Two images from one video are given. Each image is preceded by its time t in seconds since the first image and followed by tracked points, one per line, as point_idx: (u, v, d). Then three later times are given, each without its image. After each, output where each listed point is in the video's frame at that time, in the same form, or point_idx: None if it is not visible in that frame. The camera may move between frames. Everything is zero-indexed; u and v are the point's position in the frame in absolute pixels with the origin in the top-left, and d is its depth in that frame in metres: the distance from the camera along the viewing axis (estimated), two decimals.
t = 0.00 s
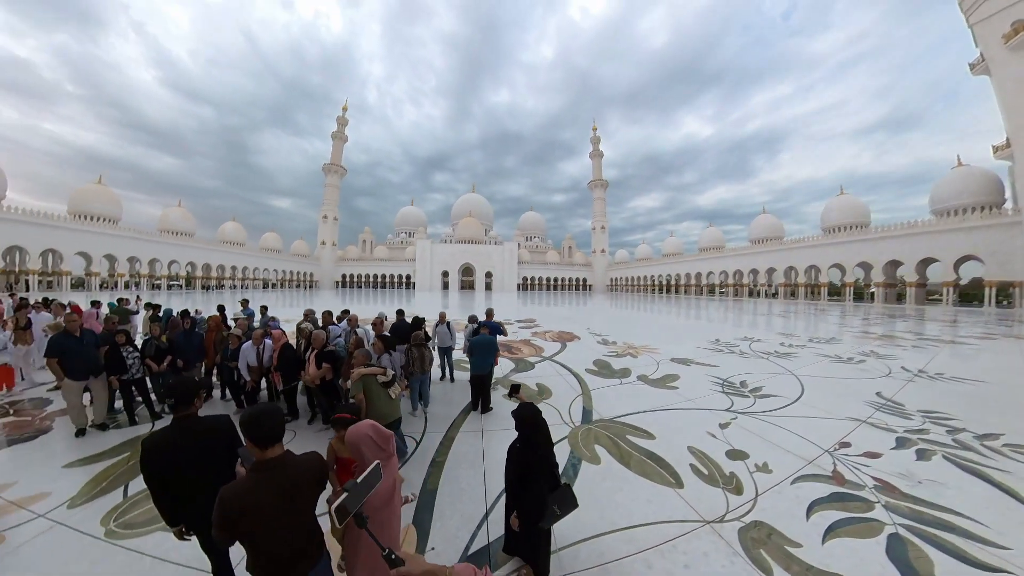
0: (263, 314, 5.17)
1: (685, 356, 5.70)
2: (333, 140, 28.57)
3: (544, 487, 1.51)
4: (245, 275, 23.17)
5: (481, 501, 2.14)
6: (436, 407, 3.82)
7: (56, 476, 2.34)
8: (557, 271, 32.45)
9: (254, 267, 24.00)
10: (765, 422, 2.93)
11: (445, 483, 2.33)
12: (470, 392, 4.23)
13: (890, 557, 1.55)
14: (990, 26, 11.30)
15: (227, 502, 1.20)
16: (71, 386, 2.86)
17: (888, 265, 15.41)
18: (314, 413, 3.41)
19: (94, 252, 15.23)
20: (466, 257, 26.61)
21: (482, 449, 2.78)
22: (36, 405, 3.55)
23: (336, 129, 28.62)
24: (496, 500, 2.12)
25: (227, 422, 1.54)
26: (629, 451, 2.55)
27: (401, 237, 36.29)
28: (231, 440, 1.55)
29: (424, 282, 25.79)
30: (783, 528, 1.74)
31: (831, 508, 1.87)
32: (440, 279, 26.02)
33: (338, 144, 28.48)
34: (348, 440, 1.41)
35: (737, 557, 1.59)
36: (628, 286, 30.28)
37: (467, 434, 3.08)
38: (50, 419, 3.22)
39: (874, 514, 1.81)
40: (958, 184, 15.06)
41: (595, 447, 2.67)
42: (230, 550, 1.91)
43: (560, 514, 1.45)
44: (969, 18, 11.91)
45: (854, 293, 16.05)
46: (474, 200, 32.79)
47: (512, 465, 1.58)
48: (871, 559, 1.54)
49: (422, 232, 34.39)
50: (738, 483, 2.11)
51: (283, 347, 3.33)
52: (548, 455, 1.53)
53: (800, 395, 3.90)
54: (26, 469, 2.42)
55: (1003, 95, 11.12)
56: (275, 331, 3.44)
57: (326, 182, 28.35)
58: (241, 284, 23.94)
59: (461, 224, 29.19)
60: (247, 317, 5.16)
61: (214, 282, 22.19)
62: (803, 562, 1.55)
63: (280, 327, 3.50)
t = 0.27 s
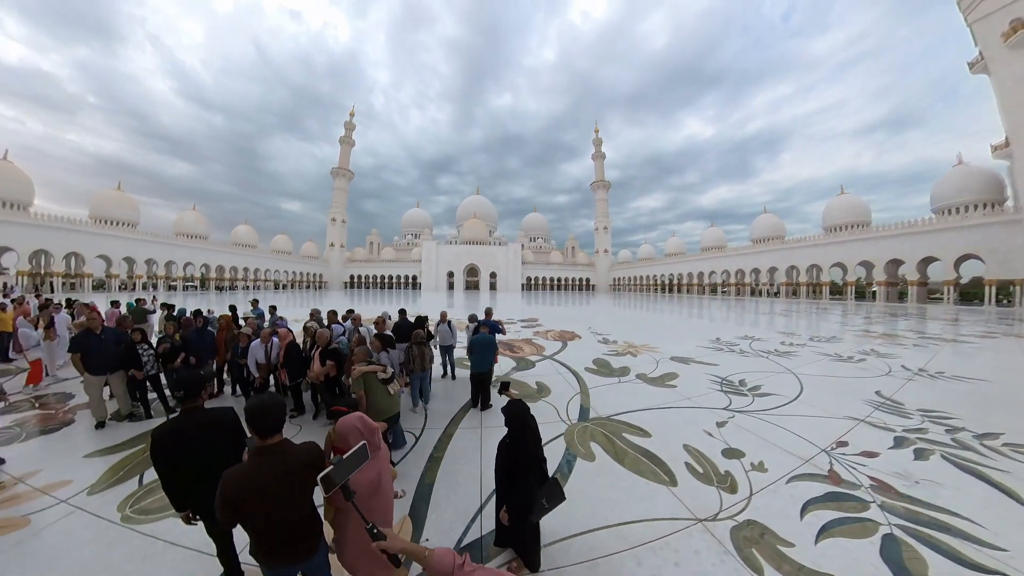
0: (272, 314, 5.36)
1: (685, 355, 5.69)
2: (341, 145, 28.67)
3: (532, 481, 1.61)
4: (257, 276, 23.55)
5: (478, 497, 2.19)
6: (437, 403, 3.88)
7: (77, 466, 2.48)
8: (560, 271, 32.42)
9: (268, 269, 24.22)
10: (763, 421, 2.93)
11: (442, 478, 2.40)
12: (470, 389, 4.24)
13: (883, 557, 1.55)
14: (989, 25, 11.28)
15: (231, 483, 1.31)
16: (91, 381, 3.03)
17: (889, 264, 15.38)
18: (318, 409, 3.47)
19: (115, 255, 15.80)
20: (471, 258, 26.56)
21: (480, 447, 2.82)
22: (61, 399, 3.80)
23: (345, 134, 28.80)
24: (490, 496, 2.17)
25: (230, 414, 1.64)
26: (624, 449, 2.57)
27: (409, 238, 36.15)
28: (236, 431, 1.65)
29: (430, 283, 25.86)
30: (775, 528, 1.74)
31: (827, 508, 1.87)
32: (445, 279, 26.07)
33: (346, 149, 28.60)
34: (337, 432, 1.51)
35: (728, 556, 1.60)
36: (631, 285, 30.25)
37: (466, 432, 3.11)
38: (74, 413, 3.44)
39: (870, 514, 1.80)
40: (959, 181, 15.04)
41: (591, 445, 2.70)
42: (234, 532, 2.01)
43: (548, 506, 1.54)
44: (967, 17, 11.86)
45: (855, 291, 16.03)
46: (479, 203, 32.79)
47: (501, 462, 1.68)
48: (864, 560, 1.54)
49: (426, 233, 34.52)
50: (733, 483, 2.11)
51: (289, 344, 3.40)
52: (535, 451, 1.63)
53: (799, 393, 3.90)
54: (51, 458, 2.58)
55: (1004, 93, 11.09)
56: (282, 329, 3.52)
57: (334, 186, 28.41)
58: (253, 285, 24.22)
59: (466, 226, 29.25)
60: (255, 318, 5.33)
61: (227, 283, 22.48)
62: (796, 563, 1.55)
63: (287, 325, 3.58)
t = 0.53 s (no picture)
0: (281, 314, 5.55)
1: (685, 354, 5.66)
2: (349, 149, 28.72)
3: (521, 476, 1.63)
4: (269, 277, 23.61)
5: (472, 491, 2.27)
6: (439, 400, 3.96)
7: (97, 456, 2.65)
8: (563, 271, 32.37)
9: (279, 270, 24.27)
10: (760, 420, 2.91)
11: (439, 471, 2.50)
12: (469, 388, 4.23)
13: (876, 559, 1.52)
14: (987, 24, 11.22)
15: (233, 472, 1.38)
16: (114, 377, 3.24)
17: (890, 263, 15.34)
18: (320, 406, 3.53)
19: (134, 257, 16.16)
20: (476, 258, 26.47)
21: (476, 446, 2.83)
22: (83, 394, 3.97)
23: (351, 138, 28.97)
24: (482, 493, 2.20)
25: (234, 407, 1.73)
26: (619, 446, 2.55)
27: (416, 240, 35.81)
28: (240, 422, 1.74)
29: (435, 283, 25.91)
30: (767, 527, 1.72)
31: (821, 508, 1.84)
32: (449, 279, 26.01)
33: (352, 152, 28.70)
34: (326, 425, 1.54)
35: (718, 555, 1.59)
36: (634, 285, 30.18)
37: (464, 429, 3.18)
38: (95, 407, 3.63)
39: (863, 514, 1.78)
40: (959, 181, 15.03)
41: (585, 443, 2.67)
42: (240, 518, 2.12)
43: (536, 501, 1.55)
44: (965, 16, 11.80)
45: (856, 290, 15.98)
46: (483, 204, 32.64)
47: (490, 457, 1.70)
48: (856, 561, 1.51)
49: (429, 233, 34.58)
50: (726, 482, 2.09)
51: (294, 344, 3.50)
52: (523, 447, 1.65)
53: (797, 392, 3.88)
54: (74, 450, 2.75)
55: (1001, 93, 11.05)
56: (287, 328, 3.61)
57: (342, 189, 28.44)
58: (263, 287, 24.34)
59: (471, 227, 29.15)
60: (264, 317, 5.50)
61: (240, 284, 22.67)
62: (786, 563, 1.53)
63: (293, 325, 3.69)
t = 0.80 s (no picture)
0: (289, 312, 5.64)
1: (685, 353, 5.64)
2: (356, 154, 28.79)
3: (513, 472, 1.65)
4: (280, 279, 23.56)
5: (470, 486, 2.32)
6: (440, 398, 4.01)
7: (116, 448, 2.83)
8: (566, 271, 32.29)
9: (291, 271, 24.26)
10: (758, 419, 2.90)
11: (439, 466, 2.58)
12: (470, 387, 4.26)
13: (870, 560, 1.50)
14: (985, 22, 11.18)
15: (239, 466, 1.46)
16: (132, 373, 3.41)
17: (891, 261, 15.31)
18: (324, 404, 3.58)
19: (152, 261, 16.12)
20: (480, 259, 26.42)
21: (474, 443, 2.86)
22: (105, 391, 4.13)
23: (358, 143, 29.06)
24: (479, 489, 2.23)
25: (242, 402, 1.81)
26: (615, 444, 2.54)
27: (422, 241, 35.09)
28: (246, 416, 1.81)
29: (441, 283, 25.92)
30: (760, 526, 1.71)
31: (816, 508, 1.83)
32: (454, 280, 25.99)
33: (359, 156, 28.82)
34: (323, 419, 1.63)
35: (709, 553, 1.58)
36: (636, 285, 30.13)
37: (464, 426, 3.23)
38: (116, 402, 3.80)
39: (859, 514, 1.76)
40: (959, 180, 15.01)
41: (583, 441, 2.66)
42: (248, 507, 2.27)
43: (528, 495, 1.53)
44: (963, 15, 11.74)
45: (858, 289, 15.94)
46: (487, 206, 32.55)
47: (483, 453, 1.72)
48: (848, 561, 1.50)
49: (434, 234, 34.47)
50: (721, 480, 2.07)
51: (302, 342, 3.62)
52: (516, 443, 1.67)
53: (796, 391, 3.86)
54: (96, 441, 2.94)
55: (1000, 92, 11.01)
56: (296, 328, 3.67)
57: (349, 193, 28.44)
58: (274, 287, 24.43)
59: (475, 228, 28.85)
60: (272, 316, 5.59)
61: (252, 285, 22.76)
62: (778, 562, 1.52)
63: (301, 324, 3.81)
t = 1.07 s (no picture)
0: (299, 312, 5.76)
1: (686, 352, 5.62)
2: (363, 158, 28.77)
3: (508, 469, 1.67)
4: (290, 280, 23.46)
5: (470, 481, 2.35)
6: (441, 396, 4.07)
7: (135, 441, 3.05)
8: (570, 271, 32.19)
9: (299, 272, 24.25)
10: (756, 418, 2.89)
11: (439, 461, 2.63)
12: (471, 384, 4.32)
13: (865, 560, 1.49)
14: (986, 20, 11.10)
15: (245, 461, 1.51)
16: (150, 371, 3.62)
17: (893, 260, 15.26)
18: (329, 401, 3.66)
19: (169, 263, 15.93)
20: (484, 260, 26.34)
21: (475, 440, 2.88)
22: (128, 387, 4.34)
23: (365, 148, 29.11)
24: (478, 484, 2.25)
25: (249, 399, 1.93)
26: (613, 442, 2.53)
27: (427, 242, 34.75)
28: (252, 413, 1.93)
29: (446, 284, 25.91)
30: (755, 525, 1.70)
31: (812, 507, 1.81)
32: (459, 280, 25.97)
33: (368, 162, 28.64)
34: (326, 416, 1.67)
35: (702, 551, 1.58)
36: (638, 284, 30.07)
37: (464, 424, 3.25)
38: (136, 397, 4.05)
39: (855, 514, 1.75)
40: (960, 178, 14.97)
41: (582, 439, 2.65)
42: (259, 496, 2.42)
43: (524, 489, 1.57)
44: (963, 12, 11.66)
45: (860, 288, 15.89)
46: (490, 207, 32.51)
47: (479, 449, 1.74)
48: (842, 561, 1.49)
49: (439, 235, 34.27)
50: (717, 479, 2.07)
51: (310, 340, 3.66)
52: (511, 440, 1.69)
53: (795, 390, 3.85)
54: (116, 434, 3.17)
55: (1000, 90, 10.95)
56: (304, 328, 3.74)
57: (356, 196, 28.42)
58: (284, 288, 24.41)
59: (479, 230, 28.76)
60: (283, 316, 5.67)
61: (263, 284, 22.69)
62: (771, 561, 1.51)
63: (309, 324, 3.88)
